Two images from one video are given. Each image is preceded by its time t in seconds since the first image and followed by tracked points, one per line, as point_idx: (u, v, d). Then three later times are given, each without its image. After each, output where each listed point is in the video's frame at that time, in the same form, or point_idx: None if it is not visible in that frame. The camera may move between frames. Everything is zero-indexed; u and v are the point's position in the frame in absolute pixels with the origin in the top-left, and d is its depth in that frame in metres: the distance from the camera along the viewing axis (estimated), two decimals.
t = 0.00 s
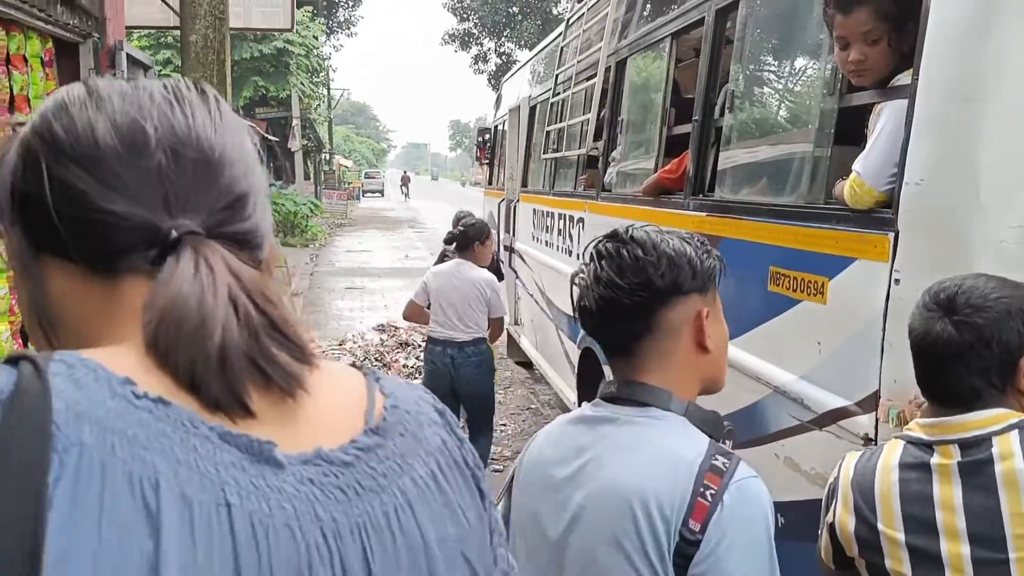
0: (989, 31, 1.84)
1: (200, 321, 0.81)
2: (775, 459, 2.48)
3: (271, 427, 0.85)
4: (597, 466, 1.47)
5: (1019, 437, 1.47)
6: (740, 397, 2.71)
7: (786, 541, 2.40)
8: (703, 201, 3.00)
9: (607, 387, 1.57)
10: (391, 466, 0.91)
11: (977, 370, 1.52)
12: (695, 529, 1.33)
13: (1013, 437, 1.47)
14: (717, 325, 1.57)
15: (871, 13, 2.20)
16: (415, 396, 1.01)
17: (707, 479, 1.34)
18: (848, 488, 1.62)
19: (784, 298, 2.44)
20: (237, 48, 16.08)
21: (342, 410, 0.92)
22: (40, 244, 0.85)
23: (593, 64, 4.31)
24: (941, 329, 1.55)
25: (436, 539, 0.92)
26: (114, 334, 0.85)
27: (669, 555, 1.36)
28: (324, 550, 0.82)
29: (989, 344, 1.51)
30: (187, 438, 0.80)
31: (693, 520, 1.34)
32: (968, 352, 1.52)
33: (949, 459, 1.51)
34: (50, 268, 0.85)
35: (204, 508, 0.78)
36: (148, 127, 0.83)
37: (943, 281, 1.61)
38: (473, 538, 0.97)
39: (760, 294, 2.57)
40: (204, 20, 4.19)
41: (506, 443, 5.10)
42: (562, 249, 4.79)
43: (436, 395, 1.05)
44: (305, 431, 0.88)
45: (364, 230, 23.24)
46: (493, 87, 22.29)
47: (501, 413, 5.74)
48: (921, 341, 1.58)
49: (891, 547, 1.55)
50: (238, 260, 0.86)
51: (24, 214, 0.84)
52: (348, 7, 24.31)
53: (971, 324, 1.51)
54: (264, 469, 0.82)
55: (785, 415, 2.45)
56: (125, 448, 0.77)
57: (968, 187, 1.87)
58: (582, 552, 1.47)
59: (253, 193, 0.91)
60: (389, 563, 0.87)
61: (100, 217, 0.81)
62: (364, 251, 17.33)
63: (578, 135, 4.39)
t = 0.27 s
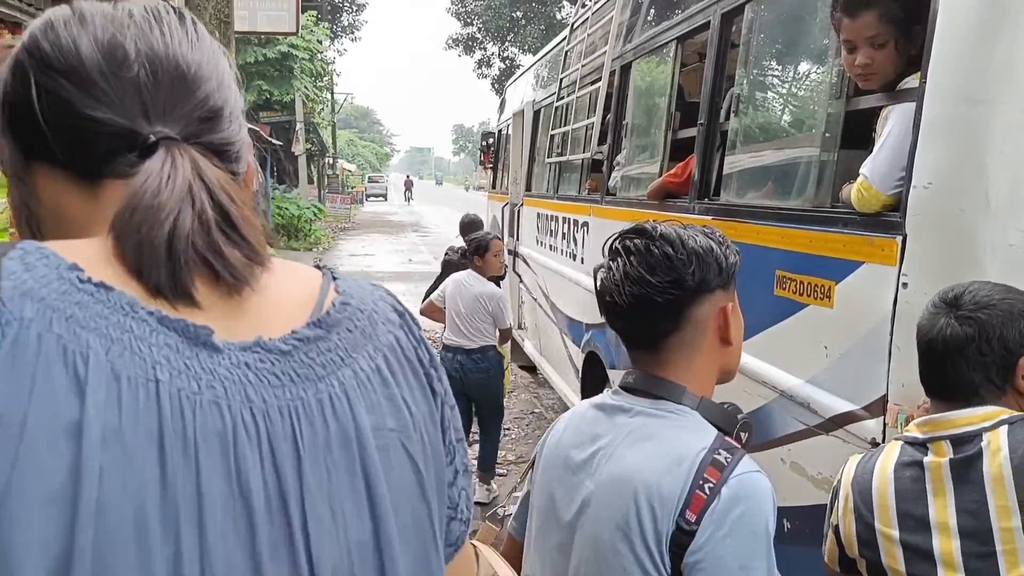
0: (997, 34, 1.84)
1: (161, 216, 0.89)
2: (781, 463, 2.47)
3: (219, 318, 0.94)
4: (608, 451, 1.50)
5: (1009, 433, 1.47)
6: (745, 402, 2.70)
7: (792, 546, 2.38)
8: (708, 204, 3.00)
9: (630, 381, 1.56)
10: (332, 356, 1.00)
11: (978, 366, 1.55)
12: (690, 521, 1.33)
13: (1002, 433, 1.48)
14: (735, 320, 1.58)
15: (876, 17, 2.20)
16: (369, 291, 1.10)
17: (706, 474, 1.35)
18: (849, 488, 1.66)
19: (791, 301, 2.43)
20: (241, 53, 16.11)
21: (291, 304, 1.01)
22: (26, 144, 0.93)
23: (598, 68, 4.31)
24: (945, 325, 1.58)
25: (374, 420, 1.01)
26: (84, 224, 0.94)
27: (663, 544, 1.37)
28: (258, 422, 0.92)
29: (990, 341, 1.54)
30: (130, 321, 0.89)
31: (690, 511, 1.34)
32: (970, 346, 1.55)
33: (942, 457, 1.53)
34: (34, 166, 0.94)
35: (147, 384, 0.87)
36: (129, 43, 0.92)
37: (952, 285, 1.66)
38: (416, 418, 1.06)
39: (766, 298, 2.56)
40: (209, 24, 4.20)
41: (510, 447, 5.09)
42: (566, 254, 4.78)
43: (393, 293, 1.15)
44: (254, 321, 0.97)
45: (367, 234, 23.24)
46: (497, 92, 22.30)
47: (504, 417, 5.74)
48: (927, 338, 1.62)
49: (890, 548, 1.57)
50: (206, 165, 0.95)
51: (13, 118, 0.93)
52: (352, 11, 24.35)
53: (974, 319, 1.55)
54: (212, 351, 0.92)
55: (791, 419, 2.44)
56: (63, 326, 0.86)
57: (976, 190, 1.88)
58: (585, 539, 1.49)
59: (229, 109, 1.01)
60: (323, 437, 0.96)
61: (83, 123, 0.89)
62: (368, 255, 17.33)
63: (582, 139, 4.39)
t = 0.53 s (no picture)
0: (989, 38, 1.84)
1: (240, 209, 1.01)
2: (774, 466, 2.47)
3: (251, 301, 1.02)
4: (554, 443, 1.55)
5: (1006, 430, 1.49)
6: (736, 405, 2.70)
7: (785, 549, 2.38)
8: (700, 208, 2.99)
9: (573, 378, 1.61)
10: (328, 348, 1.07)
11: (978, 368, 1.55)
12: (630, 490, 1.37)
13: (999, 430, 1.50)
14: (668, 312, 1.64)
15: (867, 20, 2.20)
16: (360, 278, 1.18)
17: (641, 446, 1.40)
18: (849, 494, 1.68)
19: (783, 304, 2.44)
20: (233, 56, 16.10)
21: (310, 292, 1.10)
22: (77, 125, 0.99)
23: (590, 71, 4.32)
24: (945, 330, 1.59)
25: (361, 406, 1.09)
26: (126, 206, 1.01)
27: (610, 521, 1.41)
28: (263, 406, 0.99)
29: (990, 345, 1.55)
30: (166, 307, 0.96)
31: (628, 484, 1.38)
32: (969, 349, 1.56)
33: (941, 457, 1.55)
34: (84, 147, 1.00)
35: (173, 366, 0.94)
36: (183, 50, 1.02)
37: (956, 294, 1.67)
38: (393, 407, 1.14)
39: (759, 301, 2.56)
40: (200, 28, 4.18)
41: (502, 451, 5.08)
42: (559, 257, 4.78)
43: (383, 284, 1.22)
44: (289, 304, 1.06)
45: (360, 238, 23.21)
46: (489, 95, 22.33)
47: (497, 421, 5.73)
48: (928, 343, 1.63)
49: (888, 548, 1.59)
50: (250, 166, 1.07)
51: (64, 98, 0.98)
52: (344, 14, 24.35)
53: (974, 324, 1.56)
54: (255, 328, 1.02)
55: (783, 422, 2.44)
56: (107, 316, 0.92)
57: (968, 193, 1.87)
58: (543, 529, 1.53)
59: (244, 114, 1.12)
60: (320, 425, 1.03)
61: (145, 116, 0.99)
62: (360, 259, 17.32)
63: (575, 142, 4.39)
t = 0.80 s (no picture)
0: (985, 39, 1.85)
1: (270, 185, 1.19)
2: (768, 467, 2.47)
3: (275, 266, 1.21)
4: (508, 412, 1.79)
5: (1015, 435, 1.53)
6: (730, 406, 2.70)
7: (780, 550, 2.38)
8: (694, 209, 2.98)
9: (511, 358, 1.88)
10: (334, 313, 1.28)
11: (1003, 371, 1.57)
12: (590, 439, 1.66)
13: (1010, 435, 1.53)
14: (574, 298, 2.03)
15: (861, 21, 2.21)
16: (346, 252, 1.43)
17: (592, 402, 1.69)
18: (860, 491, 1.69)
19: (777, 305, 2.44)
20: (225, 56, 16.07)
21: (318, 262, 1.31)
22: (126, 101, 1.13)
23: (583, 72, 4.31)
24: (974, 333, 1.60)
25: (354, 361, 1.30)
26: (162, 175, 1.16)
27: (574, 466, 1.68)
28: (285, 357, 1.17)
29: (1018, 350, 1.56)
30: (214, 271, 1.11)
31: (587, 434, 1.67)
32: (998, 352, 1.57)
33: (952, 458, 1.58)
34: (127, 119, 1.14)
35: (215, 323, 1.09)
36: (216, 42, 1.17)
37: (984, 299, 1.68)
38: (376, 360, 1.36)
39: (753, 302, 2.57)
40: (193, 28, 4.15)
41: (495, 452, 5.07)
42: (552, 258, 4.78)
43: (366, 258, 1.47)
44: (301, 269, 1.26)
45: (352, 238, 23.19)
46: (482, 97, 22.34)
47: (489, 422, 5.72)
48: (955, 346, 1.64)
49: (901, 543, 1.61)
50: (268, 143, 1.23)
51: (113, 76, 1.12)
52: (336, 15, 24.32)
53: (1004, 326, 1.57)
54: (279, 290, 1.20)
55: (777, 423, 2.44)
56: (167, 276, 1.05)
57: (962, 194, 1.88)
58: (506, 484, 1.77)
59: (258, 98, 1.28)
60: (328, 377, 1.23)
61: (188, 97, 1.14)
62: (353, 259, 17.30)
63: (568, 143, 4.39)
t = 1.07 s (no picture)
0: (984, 38, 1.85)
1: (213, 210, 1.31)
2: (768, 467, 2.47)
3: (224, 290, 1.36)
4: (491, 394, 1.97)
5: (1015, 440, 1.52)
6: (729, 405, 2.69)
7: (781, 550, 2.37)
8: (693, 208, 2.97)
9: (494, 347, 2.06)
10: (285, 336, 1.40)
11: (1004, 372, 1.56)
12: (569, 417, 1.86)
13: (1008, 440, 1.52)
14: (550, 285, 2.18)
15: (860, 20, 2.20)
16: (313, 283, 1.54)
17: (569, 384, 1.90)
18: (862, 484, 1.68)
19: (776, 305, 2.43)
20: (224, 56, 16.05)
21: (272, 288, 1.44)
22: (95, 147, 1.30)
23: (582, 71, 4.30)
24: (978, 335, 1.60)
25: (305, 385, 1.41)
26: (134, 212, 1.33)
27: (553, 441, 1.88)
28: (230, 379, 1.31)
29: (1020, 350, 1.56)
30: (169, 297, 1.28)
31: (566, 413, 1.87)
32: (999, 353, 1.57)
33: (950, 458, 1.58)
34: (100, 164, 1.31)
35: (163, 349, 1.26)
36: (172, 86, 1.33)
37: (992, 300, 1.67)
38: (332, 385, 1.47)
39: (752, 301, 2.56)
40: (190, 28, 4.12)
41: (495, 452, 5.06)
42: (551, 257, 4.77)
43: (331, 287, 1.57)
44: (253, 292, 1.40)
45: (351, 237, 23.18)
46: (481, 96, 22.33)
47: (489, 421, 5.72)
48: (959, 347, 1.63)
49: (899, 536, 1.60)
50: (223, 171, 1.36)
51: (83, 125, 1.29)
52: (334, 14, 24.29)
53: (1008, 328, 1.56)
54: (228, 311, 1.36)
55: (777, 423, 2.44)
56: (125, 303, 1.23)
57: (962, 194, 1.88)
58: (488, 461, 1.94)
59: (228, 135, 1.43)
60: (275, 400, 1.36)
61: (143, 136, 1.30)
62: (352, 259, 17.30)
63: (567, 142, 4.38)
